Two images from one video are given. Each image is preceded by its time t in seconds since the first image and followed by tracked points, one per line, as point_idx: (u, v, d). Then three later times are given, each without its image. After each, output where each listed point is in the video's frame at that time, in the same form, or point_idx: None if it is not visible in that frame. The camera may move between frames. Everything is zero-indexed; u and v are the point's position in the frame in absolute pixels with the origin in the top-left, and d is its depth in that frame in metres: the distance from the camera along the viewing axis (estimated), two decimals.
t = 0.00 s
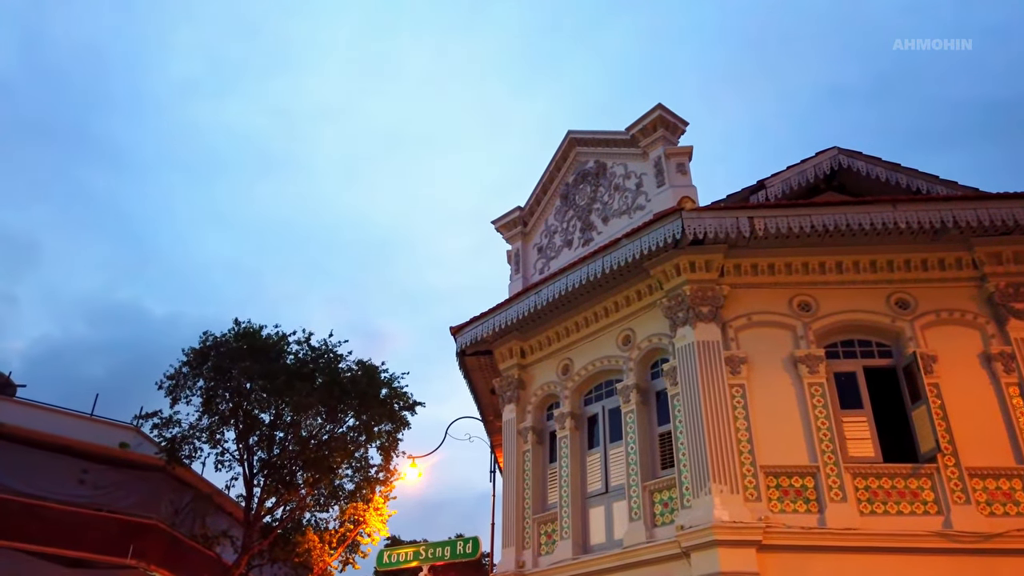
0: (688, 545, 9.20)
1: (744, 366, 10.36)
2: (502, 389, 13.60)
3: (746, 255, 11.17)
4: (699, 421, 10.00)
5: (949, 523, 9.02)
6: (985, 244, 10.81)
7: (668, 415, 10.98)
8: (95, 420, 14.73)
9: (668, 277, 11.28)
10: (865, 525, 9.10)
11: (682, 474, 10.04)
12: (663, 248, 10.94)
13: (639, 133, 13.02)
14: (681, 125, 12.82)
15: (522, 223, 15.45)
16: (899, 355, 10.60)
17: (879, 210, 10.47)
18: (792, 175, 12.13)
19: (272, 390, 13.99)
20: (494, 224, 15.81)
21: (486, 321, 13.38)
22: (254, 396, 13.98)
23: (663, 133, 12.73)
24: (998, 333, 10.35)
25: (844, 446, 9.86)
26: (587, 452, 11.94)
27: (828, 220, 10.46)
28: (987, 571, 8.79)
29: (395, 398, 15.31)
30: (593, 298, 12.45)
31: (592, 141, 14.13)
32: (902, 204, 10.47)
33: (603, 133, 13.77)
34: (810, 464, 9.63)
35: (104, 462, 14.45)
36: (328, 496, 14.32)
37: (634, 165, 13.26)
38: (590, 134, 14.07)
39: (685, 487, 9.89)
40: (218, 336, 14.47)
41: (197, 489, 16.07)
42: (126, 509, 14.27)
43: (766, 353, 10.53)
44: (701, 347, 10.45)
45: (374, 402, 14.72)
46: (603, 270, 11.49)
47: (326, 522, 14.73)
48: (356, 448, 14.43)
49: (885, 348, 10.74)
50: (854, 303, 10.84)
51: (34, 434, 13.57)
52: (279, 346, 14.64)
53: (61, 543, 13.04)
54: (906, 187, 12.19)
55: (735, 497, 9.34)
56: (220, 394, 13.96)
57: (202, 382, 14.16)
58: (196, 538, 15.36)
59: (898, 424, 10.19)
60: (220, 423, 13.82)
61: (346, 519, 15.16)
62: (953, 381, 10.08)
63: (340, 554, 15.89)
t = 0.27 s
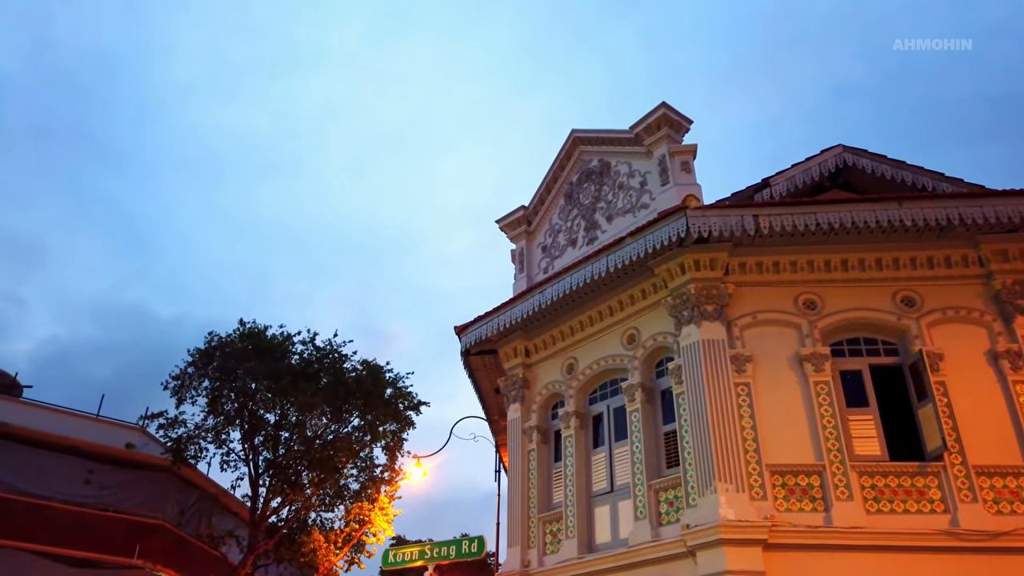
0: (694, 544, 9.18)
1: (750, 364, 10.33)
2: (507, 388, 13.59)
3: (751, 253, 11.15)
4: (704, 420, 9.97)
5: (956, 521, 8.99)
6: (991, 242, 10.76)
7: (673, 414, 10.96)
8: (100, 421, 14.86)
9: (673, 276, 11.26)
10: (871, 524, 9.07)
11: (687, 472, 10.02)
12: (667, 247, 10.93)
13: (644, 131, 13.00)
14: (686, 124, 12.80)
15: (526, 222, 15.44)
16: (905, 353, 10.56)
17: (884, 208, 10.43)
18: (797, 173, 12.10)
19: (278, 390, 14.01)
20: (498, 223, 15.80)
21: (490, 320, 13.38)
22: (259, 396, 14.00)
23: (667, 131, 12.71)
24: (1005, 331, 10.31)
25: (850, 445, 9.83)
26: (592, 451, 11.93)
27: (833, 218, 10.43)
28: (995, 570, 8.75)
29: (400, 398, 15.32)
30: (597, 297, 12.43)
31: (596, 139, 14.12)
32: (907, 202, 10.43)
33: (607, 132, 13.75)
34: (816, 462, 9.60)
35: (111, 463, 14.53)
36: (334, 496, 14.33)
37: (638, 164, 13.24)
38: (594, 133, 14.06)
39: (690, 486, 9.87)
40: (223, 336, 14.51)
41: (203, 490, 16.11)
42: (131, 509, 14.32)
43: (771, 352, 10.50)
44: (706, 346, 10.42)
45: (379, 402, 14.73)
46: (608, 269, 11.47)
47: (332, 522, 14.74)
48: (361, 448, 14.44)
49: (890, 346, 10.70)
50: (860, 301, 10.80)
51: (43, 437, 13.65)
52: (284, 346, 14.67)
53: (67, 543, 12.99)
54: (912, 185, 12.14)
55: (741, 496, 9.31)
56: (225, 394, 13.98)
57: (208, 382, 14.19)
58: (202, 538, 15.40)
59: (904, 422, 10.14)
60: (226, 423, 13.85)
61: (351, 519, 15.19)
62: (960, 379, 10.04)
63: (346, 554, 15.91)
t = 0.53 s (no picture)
0: (700, 542, 9.16)
1: (755, 363, 10.30)
2: (512, 387, 13.59)
3: (756, 251, 11.12)
4: (709, 419, 9.95)
5: (963, 519, 8.95)
6: (998, 239, 10.71)
7: (679, 412, 10.94)
8: (106, 421, 14.95)
9: (678, 274, 11.24)
10: (878, 522, 9.04)
11: (693, 471, 10.00)
12: (672, 245, 10.91)
13: (648, 130, 12.98)
14: (690, 122, 12.77)
15: (530, 221, 15.43)
16: (912, 351, 10.52)
17: (890, 205, 10.40)
18: (802, 171, 12.06)
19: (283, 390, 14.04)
20: (503, 222, 15.79)
21: (495, 319, 13.37)
22: (265, 395, 14.02)
23: (671, 129, 12.70)
24: (1012, 328, 10.26)
25: (857, 443, 9.80)
26: (597, 449, 11.92)
27: (839, 215, 10.39)
28: (1003, 568, 8.72)
29: (405, 397, 15.33)
30: (602, 295, 12.42)
31: (600, 138, 14.09)
32: (913, 199, 10.39)
33: (612, 131, 13.73)
34: (822, 461, 9.57)
35: (117, 463, 14.60)
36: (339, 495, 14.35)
37: (643, 162, 13.21)
38: (598, 132, 14.04)
39: (696, 485, 9.85)
40: (228, 336, 14.54)
41: (208, 489, 16.15)
42: (139, 509, 14.38)
43: (777, 350, 10.47)
44: (711, 344, 10.39)
45: (383, 401, 14.75)
46: (612, 267, 11.46)
47: (337, 521, 14.76)
48: (367, 448, 14.45)
49: (897, 344, 10.66)
50: (866, 299, 10.76)
51: (50, 438, 13.73)
52: (289, 346, 14.69)
53: (72, 543, 12.99)
54: (918, 182, 12.10)
55: (747, 494, 9.29)
56: (231, 394, 14.01)
57: (213, 382, 14.22)
58: (208, 537, 15.43)
59: (911, 420, 10.10)
60: (231, 422, 13.88)
61: (357, 518, 15.20)
62: (966, 376, 10.00)
63: (351, 553, 15.93)
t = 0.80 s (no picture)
0: (707, 541, 9.14)
1: (762, 361, 10.27)
2: (518, 386, 13.58)
3: (763, 249, 11.08)
4: (716, 417, 9.92)
5: (972, 517, 8.91)
6: (1006, 235, 10.65)
7: (686, 411, 10.92)
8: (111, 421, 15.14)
9: (684, 272, 11.21)
10: (887, 521, 9.00)
11: (700, 469, 9.98)
12: (678, 243, 10.88)
13: (653, 128, 12.96)
14: (696, 120, 12.74)
15: (536, 220, 15.43)
16: (920, 348, 10.48)
17: (897, 202, 10.35)
18: (808, 168, 12.03)
19: (290, 390, 14.07)
20: (508, 222, 15.79)
21: (501, 318, 13.37)
22: (272, 396, 14.05)
23: (677, 127, 12.67)
24: (1021, 325, 10.21)
25: (865, 441, 9.76)
26: (604, 448, 11.90)
27: (845, 212, 10.35)
28: (1013, 566, 8.67)
29: (411, 397, 15.35)
30: (608, 294, 12.40)
31: (606, 136, 14.07)
32: (921, 196, 10.34)
33: (617, 129, 13.71)
34: (830, 459, 9.54)
35: (127, 463, 14.71)
36: (346, 495, 14.38)
37: (648, 161, 13.19)
38: (603, 130, 14.02)
39: (703, 483, 9.83)
40: (235, 337, 14.58)
41: (216, 489, 16.21)
42: (147, 509, 14.44)
43: (784, 348, 10.43)
44: (718, 342, 10.37)
45: (390, 401, 14.78)
46: (619, 266, 11.44)
47: (344, 521, 14.79)
48: (373, 447, 14.48)
49: (905, 342, 10.62)
50: (873, 296, 10.72)
51: (62, 438, 13.84)
52: (295, 346, 14.72)
53: (81, 542, 13.04)
54: (926, 179, 12.06)
55: (754, 493, 9.27)
56: (238, 394, 14.05)
57: (220, 382, 14.26)
58: (216, 537, 15.48)
59: (919, 418, 10.07)
60: (238, 423, 13.90)
61: (364, 517, 15.23)
62: (975, 374, 9.95)
63: (359, 553, 15.96)
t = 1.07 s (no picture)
0: (714, 540, 9.12)
1: (769, 359, 10.25)
2: (524, 385, 13.58)
3: (769, 247, 11.06)
4: (723, 416, 9.91)
5: (981, 515, 8.87)
6: (1014, 232, 10.60)
7: (692, 409, 10.90)
8: (119, 421, 15.24)
9: (689, 271, 11.19)
10: (895, 519, 8.97)
11: (707, 468, 9.96)
12: (684, 242, 10.87)
13: (658, 127, 12.95)
14: (701, 118, 12.71)
15: (541, 220, 15.42)
16: (927, 346, 10.43)
17: (904, 199, 10.31)
18: (814, 166, 11.99)
19: (296, 390, 14.10)
20: (514, 221, 15.79)
21: (507, 318, 13.38)
22: (278, 396, 14.09)
23: (682, 126, 12.65)
24: None
25: (872, 439, 9.73)
26: (610, 448, 11.90)
27: (852, 210, 10.32)
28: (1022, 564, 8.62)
29: (417, 397, 15.37)
30: (614, 294, 12.39)
31: (611, 135, 14.06)
32: (927, 193, 10.29)
33: (622, 128, 13.69)
34: (837, 457, 9.51)
35: (135, 463, 14.76)
36: (353, 495, 14.41)
37: (653, 159, 13.17)
38: (608, 129, 14.00)
39: (710, 482, 9.82)
40: (242, 337, 14.63)
41: (223, 489, 16.27)
42: (155, 509, 14.50)
43: (791, 346, 10.40)
44: (724, 340, 10.35)
45: (396, 401, 14.80)
46: (624, 265, 11.43)
47: (351, 521, 14.81)
48: (380, 447, 14.50)
49: (912, 340, 10.58)
50: (880, 294, 10.68)
51: (70, 439, 13.92)
52: (302, 347, 14.75)
53: (89, 542, 13.11)
54: (932, 176, 11.98)
55: (761, 491, 9.24)
56: (245, 395, 14.09)
57: (227, 383, 14.31)
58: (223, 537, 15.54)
59: (927, 416, 10.03)
60: (245, 423, 13.95)
61: (371, 518, 15.25)
62: (983, 372, 9.90)
63: (366, 553, 15.98)
